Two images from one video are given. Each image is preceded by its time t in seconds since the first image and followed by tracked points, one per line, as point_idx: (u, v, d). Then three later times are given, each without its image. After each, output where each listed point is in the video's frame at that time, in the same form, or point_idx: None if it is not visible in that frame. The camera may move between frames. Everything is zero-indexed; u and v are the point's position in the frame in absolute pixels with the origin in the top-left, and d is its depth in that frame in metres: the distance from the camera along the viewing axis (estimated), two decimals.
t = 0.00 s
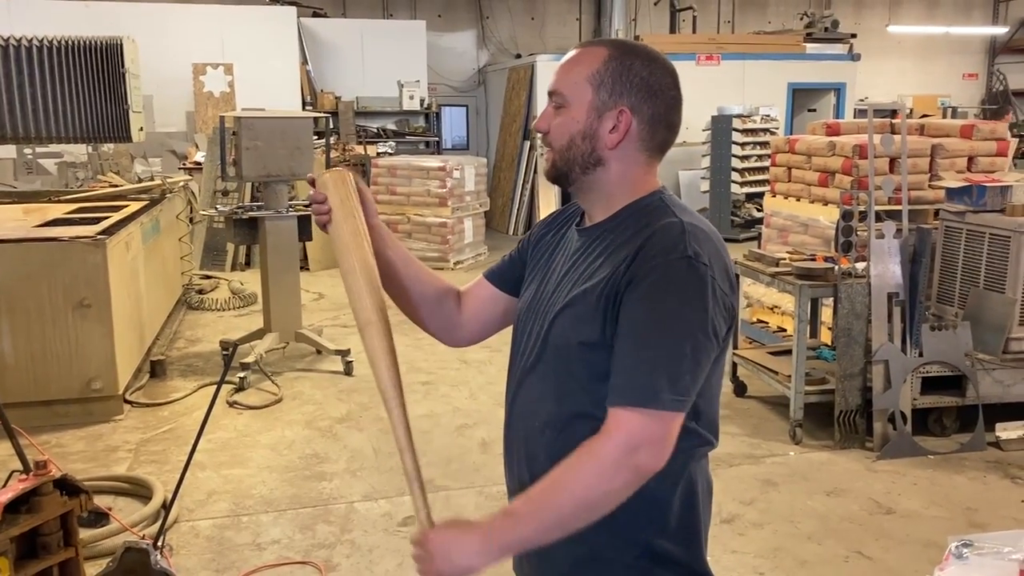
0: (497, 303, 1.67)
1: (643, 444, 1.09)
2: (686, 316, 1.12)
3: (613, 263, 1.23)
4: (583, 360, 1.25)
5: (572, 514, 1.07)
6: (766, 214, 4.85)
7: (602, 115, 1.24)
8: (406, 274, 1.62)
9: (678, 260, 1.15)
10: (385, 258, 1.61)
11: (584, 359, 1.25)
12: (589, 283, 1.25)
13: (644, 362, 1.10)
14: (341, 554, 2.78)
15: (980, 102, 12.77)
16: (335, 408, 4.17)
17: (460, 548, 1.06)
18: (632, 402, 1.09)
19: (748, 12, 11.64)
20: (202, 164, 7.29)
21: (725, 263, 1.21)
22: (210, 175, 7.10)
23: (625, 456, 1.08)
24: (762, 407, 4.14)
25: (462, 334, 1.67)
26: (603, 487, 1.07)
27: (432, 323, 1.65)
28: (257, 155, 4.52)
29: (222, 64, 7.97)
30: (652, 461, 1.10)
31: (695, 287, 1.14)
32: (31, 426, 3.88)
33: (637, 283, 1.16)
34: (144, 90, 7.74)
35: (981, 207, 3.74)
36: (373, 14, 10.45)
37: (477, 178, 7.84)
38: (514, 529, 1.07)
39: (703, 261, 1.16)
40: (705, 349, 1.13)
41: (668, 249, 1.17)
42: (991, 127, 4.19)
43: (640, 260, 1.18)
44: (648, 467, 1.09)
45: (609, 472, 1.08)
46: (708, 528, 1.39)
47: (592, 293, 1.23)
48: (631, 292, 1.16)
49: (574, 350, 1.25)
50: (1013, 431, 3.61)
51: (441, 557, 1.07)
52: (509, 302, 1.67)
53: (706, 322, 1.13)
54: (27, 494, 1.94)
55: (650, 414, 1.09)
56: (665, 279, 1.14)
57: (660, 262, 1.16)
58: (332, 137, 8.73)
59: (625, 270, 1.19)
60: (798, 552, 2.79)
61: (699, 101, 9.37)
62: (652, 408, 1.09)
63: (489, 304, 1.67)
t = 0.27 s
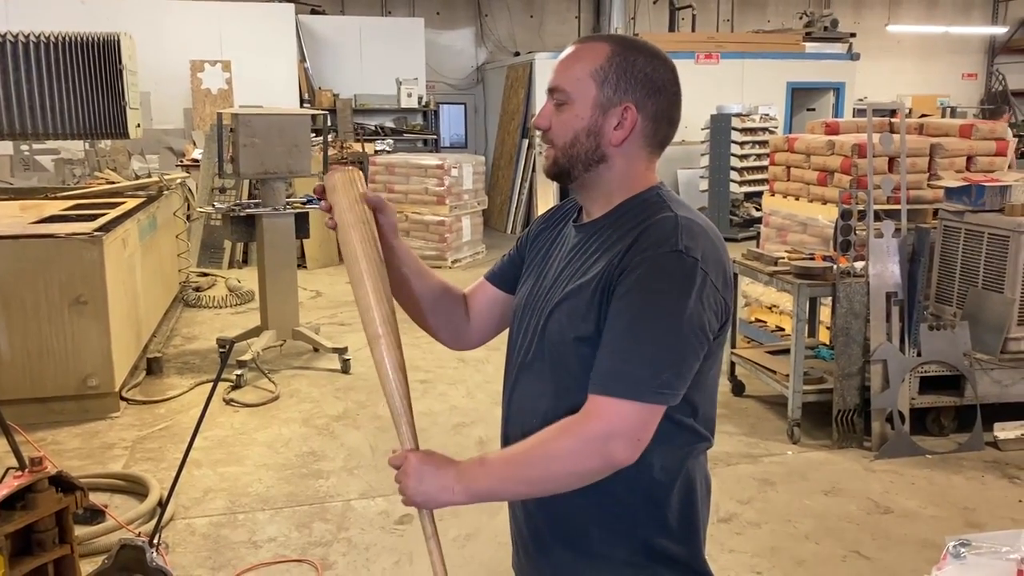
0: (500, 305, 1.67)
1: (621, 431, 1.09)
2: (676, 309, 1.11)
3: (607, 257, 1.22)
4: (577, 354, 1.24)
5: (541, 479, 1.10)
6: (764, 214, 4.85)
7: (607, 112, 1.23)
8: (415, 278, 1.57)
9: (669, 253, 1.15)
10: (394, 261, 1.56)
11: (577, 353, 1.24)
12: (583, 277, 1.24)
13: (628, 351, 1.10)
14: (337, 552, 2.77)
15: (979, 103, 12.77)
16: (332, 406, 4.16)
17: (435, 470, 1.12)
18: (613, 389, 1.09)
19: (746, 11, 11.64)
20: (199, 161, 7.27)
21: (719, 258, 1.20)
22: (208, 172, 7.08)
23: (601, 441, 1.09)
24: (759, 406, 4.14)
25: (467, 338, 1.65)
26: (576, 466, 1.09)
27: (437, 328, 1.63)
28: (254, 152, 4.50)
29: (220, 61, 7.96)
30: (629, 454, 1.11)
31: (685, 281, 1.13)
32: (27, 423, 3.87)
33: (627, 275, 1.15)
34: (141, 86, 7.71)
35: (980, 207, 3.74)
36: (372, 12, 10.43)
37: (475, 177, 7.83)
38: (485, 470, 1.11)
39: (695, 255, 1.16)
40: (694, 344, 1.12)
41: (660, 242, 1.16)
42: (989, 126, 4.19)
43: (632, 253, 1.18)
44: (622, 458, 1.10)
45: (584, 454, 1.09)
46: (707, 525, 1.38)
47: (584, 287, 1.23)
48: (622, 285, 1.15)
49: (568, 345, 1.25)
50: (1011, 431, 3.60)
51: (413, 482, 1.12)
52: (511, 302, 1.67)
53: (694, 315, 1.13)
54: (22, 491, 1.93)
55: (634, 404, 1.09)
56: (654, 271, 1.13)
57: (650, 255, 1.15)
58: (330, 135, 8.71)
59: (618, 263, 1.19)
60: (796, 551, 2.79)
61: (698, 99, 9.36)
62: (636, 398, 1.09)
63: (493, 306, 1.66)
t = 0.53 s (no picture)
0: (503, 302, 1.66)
1: (630, 432, 1.10)
2: (683, 310, 1.11)
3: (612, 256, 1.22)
4: (582, 354, 1.24)
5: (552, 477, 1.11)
6: (764, 212, 4.85)
7: (611, 110, 1.23)
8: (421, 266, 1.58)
9: (675, 254, 1.14)
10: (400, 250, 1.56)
11: (582, 352, 1.24)
12: (587, 277, 1.24)
13: (636, 353, 1.10)
14: (335, 550, 2.77)
15: (979, 102, 12.78)
16: (331, 404, 4.16)
17: (445, 462, 1.11)
18: (622, 390, 1.09)
19: (746, 10, 11.64)
20: (199, 159, 7.27)
21: (725, 258, 1.20)
22: (207, 170, 7.08)
23: (611, 442, 1.10)
24: (758, 405, 4.14)
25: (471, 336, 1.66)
26: (586, 466, 1.10)
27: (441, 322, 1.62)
28: (253, 150, 4.50)
29: (219, 58, 7.95)
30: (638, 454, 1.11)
31: (693, 281, 1.13)
32: (26, 421, 3.87)
33: (634, 276, 1.15)
34: (140, 84, 7.70)
35: (979, 206, 3.72)
36: (371, 10, 10.43)
37: (474, 175, 7.83)
38: (496, 465, 1.12)
39: (701, 256, 1.15)
40: (702, 345, 1.12)
41: (666, 242, 1.16)
42: (989, 126, 4.18)
43: (638, 254, 1.17)
44: (632, 459, 1.11)
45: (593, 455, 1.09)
46: (706, 524, 1.38)
47: (589, 288, 1.23)
48: (628, 286, 1.15)
49: (573, 345, 1.24)
50: (1010, 430, 3.61)
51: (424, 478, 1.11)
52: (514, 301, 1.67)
53: (702, 315, 1.12)
54: (21, 488, 1.93)
55: (642, 405, 1.09)
56: (662, 272, 1.13)
57: (657, 256, 1.14)
58: (330, 133, 8.71)
59: (623, 264, 1.19)
60: (795, 550, 2.79)
61: (698, 99, 9.36)
62: (644, 400, 1.09)
63: (496, 303, 1.66)
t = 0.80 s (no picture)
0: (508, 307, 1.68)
1: (632, 435, 1.10)
2: (685, 314, 1.11)
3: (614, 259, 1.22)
4: (583, 356, 1.24)
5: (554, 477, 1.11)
6: (763, 212, 4.85)
7: (625, 114, 1.23)
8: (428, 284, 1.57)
9: (678, 257, 1.14)
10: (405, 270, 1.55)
11: (584, 354, 1.24)
12: (589, 280, 1.24)
13: (638, 355, 1.10)
14: (335, 550, 2.77)
15: (978, 102, 12.79)
16: (330, 403, 4.16)
17: (446, 461, 1.11)
18: (624, 393, 1.09)
19: (745, 10, 11.63)
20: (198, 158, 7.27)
21: (728, 262, 1.20)
22: (206, 169, 7.07)
23: (612, 444, 1.10)
24: (758, 405, 4.14)
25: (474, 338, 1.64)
26: (588, 467, 1.10)
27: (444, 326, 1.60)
28: (253, 149, 4.49)
29: (218, 57, 7.94)
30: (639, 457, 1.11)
31: (694, 284, 1.13)
32: (25, 420, 3.86)
33: (636, 279, 1.15)
34: (139, 83, 7.69)
35: (979, 207, 3.72)
36: (370, 9, 10.42)
37: (473, 175, 7.82)
38: (497, 465, 1.12)
39: (703, 259, 1.15)
40: (703, 349, 1.13)
41: (669, 245, 1.16)
42: (988, 126, 4.18)
43: (640, 256, 1.17)
44: (633, 462, 1.11)
45: (591, 458, 1.09)
46: (706, 525, 1.38)
47: (592, 289, 1.22)
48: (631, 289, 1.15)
49: (575, 346, 1.24)
50: (1009, 430, 3.61)
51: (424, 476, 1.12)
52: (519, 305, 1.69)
53: (703, 318, 1.12)
54: (21, 488, 1.93)
55: (643, 409, 1.10)
56: (664, 275, 1.13)
57: (660, 259, 1.14)
58: (329, 132, 8.71)
59: (625, 267, 1.18)
60: (794, 550, 2.79)
61: (697, 98, 9.36)
62: (645, 404, 1.10)
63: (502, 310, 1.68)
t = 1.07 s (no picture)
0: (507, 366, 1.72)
1: (623, 421, 1.09)
2: (689, 308, 1.12)
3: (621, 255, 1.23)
4: (587, 352, 1.25)
5: (537, 439, 1.07)
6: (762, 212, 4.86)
7: (658, 126, 1.24)
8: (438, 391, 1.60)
9: (686, 254, 1.16)
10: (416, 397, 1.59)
11: (587, 351, 1.25)
12: (594, 277, 1.25)
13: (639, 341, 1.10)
14: (336, 549, 2.78)
15: (977, 101, 12.81)
16: (331, 403, 4.17)
17: (428, 395, 1.05)
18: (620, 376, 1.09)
19: (745, 9, 11.64)
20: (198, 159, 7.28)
21: (734, 266, 1.22)
22: (206, 169, 7.07)
23: (602, 426, 1.08)
24: (757, 404, 4.15)
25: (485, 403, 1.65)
26: (575, 442, 1.07)
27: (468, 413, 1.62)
28: (253, 149, 4.50)
29: (218, 58, 7.95)
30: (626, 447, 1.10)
31: (701, 280, 1.14)
32: (26, 420, 3.87)
33: (643, 272, 1.16)
34: (139, 84, 7.70)
35: (976, 206, 3.72)
36: (370, 9, 10.44)
37: (473, 174, 7.83)
38: (482, 413, 1.06)
39: (711, 257, 1.17)
40: (704, 345, 1.14)
41: (677, 242, 1.17)
42: (986, 126, 4.18)
43: (647, 251, 1.19)
44: (619, 451, 1.09)
45: (580, 433, 1.07)
46: (706, 525, 1.40)
47: (597, 284, 1.24)
48: (637, 281, 1.16)
49: (579, 342, 1.26)
50: (1007, 430, 3.63)
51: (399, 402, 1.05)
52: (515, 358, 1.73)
53: (706, 316, 1.14)
54: (23, 488, 1.94)
55: (640, 395, 1.10)
56: (669, 268, 1.14)
57: (667, 255, 1.16)
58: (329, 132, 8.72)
59: (633, 261, 1.20)
60: (793, 549, 2.81)
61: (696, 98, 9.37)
62: (643, 391, 1.09)
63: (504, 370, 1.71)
